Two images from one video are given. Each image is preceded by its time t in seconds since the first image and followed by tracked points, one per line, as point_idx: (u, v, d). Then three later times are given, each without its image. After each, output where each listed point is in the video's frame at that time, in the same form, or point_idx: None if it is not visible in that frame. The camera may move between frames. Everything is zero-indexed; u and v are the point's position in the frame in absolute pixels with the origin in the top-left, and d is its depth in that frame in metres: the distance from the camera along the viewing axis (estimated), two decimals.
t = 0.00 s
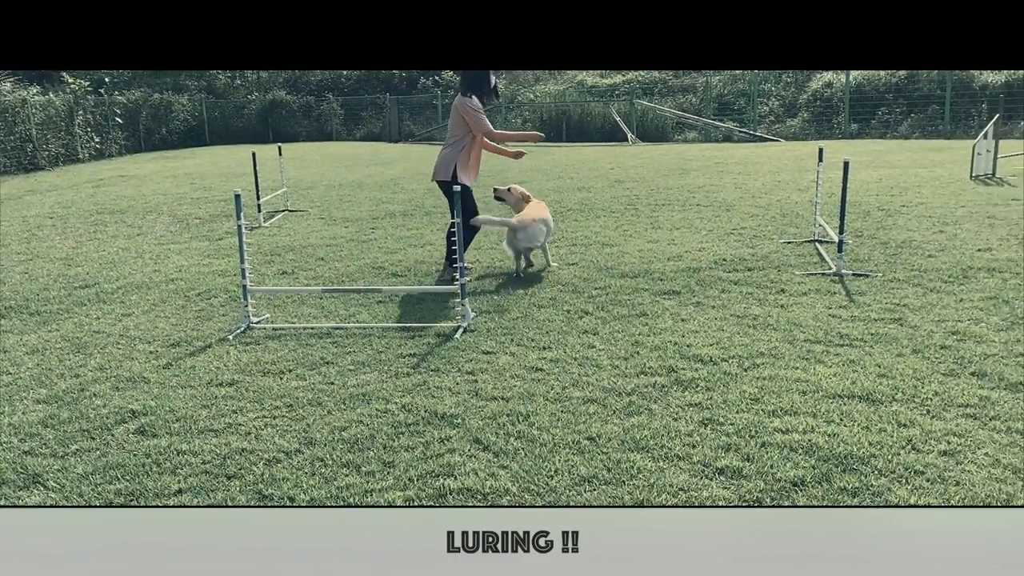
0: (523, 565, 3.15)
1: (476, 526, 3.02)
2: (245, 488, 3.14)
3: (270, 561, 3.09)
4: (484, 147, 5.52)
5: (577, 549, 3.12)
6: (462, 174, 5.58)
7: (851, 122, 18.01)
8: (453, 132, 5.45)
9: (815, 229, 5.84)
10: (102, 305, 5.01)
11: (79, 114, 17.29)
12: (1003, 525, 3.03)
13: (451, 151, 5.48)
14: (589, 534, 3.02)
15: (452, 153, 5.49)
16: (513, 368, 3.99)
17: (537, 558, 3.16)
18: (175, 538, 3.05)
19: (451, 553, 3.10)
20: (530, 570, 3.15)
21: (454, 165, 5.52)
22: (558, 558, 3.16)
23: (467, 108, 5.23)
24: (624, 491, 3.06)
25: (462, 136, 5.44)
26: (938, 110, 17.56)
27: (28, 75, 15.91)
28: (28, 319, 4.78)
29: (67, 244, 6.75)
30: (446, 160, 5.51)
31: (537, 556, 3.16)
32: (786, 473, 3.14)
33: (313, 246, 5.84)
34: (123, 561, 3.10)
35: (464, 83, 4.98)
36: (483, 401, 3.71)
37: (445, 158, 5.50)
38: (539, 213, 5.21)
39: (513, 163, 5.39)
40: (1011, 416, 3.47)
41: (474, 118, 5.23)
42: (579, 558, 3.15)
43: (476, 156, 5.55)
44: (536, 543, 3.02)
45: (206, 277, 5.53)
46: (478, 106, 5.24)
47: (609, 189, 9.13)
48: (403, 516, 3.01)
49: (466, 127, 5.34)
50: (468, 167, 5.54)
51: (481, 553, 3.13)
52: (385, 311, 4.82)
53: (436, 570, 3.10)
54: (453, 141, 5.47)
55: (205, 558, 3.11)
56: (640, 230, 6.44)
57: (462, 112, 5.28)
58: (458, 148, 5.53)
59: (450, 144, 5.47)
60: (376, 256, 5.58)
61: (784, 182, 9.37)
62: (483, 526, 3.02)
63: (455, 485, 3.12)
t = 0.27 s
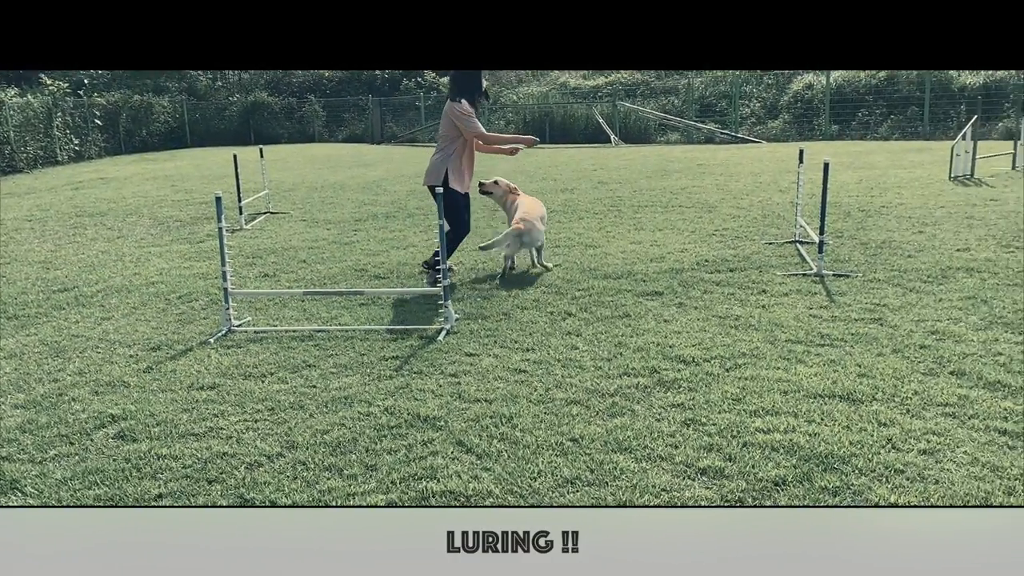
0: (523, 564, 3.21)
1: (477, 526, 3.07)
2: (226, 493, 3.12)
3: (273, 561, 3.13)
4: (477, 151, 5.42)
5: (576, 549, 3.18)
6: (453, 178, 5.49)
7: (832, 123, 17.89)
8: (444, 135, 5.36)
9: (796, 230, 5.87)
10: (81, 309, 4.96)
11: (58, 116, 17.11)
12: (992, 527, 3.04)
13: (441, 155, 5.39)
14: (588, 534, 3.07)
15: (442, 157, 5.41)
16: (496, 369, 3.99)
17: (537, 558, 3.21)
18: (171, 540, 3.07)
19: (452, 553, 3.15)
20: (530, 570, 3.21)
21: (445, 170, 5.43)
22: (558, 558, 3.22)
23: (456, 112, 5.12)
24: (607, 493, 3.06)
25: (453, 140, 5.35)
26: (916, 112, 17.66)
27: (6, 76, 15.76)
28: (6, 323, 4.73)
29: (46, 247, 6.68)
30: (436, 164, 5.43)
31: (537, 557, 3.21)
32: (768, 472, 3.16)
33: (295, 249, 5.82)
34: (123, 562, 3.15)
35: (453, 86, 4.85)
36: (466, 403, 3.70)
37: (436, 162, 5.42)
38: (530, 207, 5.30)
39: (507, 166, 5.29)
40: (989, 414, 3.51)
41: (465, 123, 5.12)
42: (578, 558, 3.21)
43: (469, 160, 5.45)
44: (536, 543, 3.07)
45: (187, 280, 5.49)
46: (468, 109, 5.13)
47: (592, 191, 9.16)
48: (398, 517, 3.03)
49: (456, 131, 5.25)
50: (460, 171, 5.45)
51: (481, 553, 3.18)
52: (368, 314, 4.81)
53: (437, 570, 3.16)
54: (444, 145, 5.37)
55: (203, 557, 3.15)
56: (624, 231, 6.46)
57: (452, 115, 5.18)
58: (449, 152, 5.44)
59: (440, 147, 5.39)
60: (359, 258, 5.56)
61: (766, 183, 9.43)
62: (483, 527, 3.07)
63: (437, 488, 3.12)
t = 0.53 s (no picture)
0: (523, 564, 3.18)
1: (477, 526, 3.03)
2: (207, 498, 3.10)
3: (265, 562, 3.10)
4: (470, 155, 5.30)
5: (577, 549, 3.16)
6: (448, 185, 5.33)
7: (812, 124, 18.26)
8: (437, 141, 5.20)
9: (778, 231, 5.91)
10: (60, 312, 4.92)
11: (39, 118, 16.96)
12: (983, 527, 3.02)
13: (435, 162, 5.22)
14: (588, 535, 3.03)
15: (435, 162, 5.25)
16: (480, 371, 3.98)
17: (538, 558, 3.19)
18: (154, 541, 3.04)
19: (452, 553, 3.12)
20: (530, 570, 3.18)
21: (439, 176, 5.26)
22: (558, 558, 3.19)
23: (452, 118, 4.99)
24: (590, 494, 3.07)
25: (447, 145, 5.20)
26: (896, 113, 17.83)
27: None
28: None
29: (25, 250, 6.62)
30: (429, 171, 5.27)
31: (538, 556, 3.18)
32: (749, 472, 3.17)
33: (277, 251, 5.79)
34: (106, 563, 3.11)
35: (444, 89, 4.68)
36: (449, 406, 3.69)
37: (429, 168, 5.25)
38: (526, 199, 5.44)
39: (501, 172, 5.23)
40: (967, 413, 3.54)
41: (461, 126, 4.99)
42: (578, 558, 3.19)
43: (462, 165, 5.33)
44: (536, 543, 3.03)
45: (167, 283, 5.46)
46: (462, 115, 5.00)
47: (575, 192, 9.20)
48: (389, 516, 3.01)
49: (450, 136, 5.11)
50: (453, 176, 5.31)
51: (481, 553, 3.15)
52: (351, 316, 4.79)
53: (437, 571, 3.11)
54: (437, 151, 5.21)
55: (197, 558, 3.11)
56: (607, 232, 6.48)
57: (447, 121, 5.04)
58: (441, 158, 5.29)
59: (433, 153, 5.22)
60: (342, 260, 5.54)
61: (748, 184, 9.50)
62: (482, 527, 3.03)
63: (420, 491, 3.11)
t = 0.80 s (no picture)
0: (523, 565, 3.19)
1: (476, 526, 3.05)
2: (188, 503, 3.07)
3: (266, 564, 3.10)
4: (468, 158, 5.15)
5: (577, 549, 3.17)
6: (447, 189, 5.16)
7: (794, 125, 18.36)
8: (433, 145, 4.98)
9: (759, 232, 5.95)
10: (38, 316, 4.87)
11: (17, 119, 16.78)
12: (970, 526, 3.03)
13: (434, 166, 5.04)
14: (588, 534, 3.04)
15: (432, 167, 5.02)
16: (463, 373, 3.97)
17: (537, 558, 3.20)
18: (158, 541, 3.05)
19: (452, 553, 3.13)
20: (530, 570, 3.19)
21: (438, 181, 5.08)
22: (558, 558, 3.20)
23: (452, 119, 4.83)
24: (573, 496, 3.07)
25: (444, 148, 5.00)
26: (876, 114, 17.91)
27: None
28: None
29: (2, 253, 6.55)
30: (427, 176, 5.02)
31: (537, 557, 3.20)
32: (732, 472, 3.19)
33: (259, 254, 5.76)
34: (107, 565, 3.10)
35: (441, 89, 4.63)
36: (433, 408, 3.68)
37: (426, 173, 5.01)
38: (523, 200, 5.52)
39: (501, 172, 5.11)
40: (947, 411, 3.57)
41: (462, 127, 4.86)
42: (578, 558, 3.20)
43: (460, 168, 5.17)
44: (536, 543, 3.05)
45: (148, 286, 5.42)
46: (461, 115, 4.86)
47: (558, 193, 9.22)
48: (386, 516, 3.01)
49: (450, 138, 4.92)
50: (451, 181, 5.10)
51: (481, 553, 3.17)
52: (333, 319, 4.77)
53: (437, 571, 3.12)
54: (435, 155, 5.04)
55: (201, 558, 3.11)
56: (590, 234, 6.50)
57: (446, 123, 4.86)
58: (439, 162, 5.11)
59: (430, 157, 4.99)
60: (324, 262, 5.52)
61: (730, 186, 9.55)
62: (482, 527, 3.05)
63: (403, 494, 3.10)
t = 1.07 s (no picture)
0: (523, 564, 3.20)
1: (475, 527, 3.06)
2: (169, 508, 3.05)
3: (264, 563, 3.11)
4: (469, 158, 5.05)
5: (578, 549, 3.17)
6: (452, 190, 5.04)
7: (776, 128, 18.57)
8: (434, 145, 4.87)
9: (740, 233, 5.99)
10: (16, 320, 4.82)
11: None
12: (951, 523, 3.06)
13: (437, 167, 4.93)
14: (576, 536, 3.04)
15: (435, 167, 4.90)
16: (446, 375, 3.97)
17: (537, 558, 3.20)
18: (160, 543, 3.07)
19: (451, 554, 3.12)
20: (530, 570, 3.20)
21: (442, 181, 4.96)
22: (558, 558, 3.20)
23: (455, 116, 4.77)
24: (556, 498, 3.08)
25: (445, 148, 4.90)
26: (856, 116, 18.14)
27: None
28: None
29: None
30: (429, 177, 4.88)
31: (537, 557, 3.20)
32: (714, 472, 3.20)
33: (241, 256, 5.74)
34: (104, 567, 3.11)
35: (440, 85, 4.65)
36: (415, 410, 3.67)
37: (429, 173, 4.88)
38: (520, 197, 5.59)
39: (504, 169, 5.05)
40: (926, 410, 3.60)
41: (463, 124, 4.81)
42: (579, 558, 3.19)
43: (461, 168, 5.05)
44: (536, 543, 3.05)
45: (128, 289, 5.38)
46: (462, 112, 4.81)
47: (540, 195, 9.25)
48: (380, 517, 3.04)
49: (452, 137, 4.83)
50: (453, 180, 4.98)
51: (481, 553, 3.17)
52: (316, 321, 4.76)
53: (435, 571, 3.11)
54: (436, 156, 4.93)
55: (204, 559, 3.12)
56: (573, 235, 6.53)
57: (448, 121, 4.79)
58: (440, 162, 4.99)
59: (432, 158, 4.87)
60: (306, 265, 5.50)
61: (711, 187, 9.62)
62: (482, 527, 3.06)
63: (386, 497, 3.09)
